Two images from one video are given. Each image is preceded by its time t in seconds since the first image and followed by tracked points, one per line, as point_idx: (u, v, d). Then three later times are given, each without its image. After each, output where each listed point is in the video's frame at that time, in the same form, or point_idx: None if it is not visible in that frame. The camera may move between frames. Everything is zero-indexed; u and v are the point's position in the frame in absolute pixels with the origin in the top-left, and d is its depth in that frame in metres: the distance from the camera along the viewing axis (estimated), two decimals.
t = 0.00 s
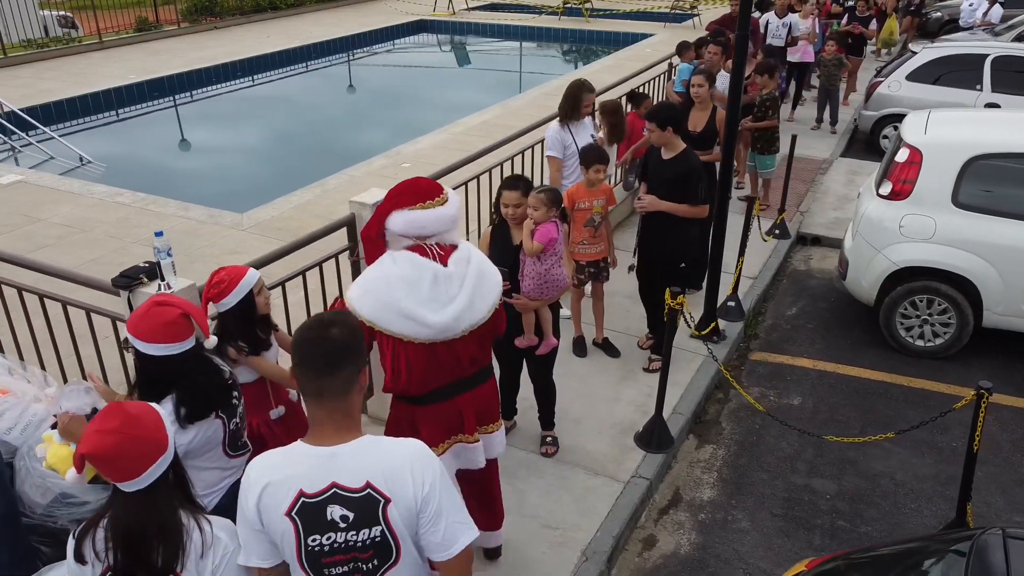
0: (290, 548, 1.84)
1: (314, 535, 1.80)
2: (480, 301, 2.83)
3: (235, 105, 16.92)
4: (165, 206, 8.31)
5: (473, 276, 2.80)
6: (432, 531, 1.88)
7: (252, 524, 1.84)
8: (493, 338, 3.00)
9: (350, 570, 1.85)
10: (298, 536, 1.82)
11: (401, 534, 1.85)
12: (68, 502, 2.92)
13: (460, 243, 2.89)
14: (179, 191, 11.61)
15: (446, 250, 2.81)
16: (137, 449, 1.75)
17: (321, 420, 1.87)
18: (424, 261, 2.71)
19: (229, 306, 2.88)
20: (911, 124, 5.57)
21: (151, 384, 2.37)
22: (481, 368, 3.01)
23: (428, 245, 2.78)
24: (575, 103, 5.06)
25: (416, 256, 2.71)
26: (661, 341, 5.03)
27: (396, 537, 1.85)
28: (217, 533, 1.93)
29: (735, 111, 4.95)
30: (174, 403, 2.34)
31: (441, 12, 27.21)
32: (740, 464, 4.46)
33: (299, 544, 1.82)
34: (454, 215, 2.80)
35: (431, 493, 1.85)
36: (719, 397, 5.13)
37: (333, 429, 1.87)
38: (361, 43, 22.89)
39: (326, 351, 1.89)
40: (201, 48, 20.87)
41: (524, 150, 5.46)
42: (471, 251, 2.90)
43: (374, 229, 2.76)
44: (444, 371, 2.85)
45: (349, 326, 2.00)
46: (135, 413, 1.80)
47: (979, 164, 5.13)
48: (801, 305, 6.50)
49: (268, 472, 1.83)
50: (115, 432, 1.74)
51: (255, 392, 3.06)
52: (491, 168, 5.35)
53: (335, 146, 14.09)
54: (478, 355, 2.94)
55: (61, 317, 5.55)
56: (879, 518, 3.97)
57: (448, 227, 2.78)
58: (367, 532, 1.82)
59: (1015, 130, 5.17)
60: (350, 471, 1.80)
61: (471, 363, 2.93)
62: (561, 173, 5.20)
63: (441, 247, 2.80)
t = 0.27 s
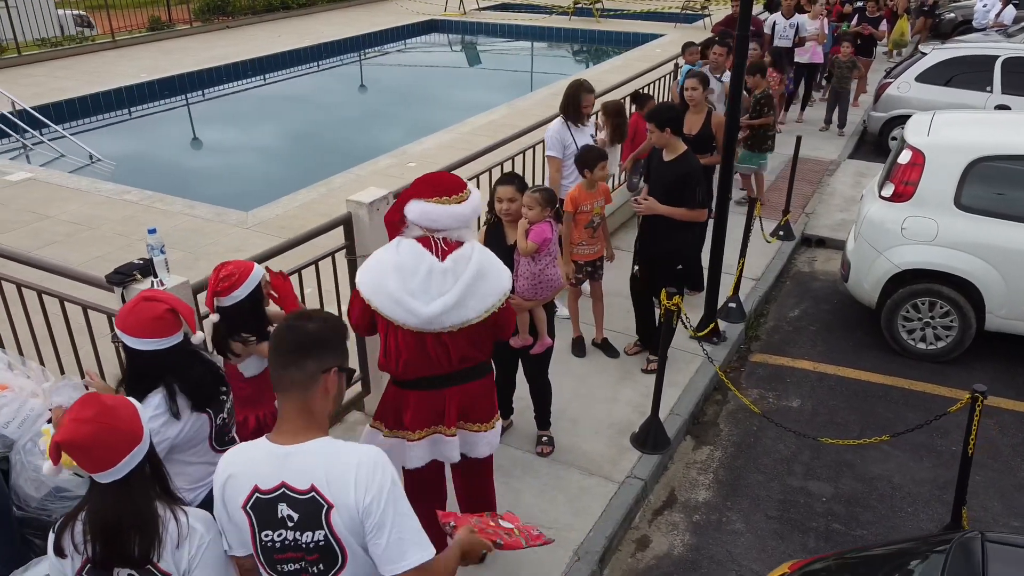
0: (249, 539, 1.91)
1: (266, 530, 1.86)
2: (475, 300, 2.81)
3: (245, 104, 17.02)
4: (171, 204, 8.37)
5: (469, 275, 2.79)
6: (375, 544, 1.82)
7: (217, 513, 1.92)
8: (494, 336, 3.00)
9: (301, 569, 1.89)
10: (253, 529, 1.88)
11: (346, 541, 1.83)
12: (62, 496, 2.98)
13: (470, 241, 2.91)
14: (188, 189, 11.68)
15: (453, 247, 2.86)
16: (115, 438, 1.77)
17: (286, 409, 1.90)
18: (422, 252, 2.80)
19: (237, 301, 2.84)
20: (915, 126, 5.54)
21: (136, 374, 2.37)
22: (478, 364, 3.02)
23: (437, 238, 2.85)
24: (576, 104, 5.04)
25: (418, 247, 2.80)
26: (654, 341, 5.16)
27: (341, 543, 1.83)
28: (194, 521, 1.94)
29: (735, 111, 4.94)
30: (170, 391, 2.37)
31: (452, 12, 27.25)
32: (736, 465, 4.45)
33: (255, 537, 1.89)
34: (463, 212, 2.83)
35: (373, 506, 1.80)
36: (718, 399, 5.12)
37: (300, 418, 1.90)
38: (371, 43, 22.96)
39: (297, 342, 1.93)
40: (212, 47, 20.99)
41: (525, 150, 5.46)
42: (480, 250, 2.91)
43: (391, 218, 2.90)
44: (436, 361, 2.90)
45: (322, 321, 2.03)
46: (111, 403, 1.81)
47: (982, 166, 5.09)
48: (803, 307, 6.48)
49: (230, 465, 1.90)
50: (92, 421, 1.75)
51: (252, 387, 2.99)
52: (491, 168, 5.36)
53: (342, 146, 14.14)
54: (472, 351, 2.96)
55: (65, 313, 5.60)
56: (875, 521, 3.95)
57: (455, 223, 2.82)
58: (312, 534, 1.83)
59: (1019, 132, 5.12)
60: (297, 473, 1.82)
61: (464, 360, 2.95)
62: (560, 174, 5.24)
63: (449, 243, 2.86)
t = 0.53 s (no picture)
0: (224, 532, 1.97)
1: (237, 522, 1.92)
2: (472, 291, 2.83)
3: (258, 102, 17.13)
4: (181, 202, 8.45)
5: (466, 266, 2.81)
6: (335, 543, 1.83)
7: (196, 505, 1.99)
8: (494, 327, 3.01)
9: (270, 564, 1.94)
10: (227, 522, 1.94)
11: (308, 537, 1.87)
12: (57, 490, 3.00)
13: (477, 233, 2.93)
14: (199, 187, 11.77)
15: (457, 238, 2.89)
16: (88, 427, 1.81)
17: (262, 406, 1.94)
18: (425, 240, 2.86)
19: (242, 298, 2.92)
20: (922, 128, 5.49)
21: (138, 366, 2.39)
22: (478, 356, 3.03)
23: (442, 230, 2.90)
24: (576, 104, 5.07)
25: (423, 237, 2.87)
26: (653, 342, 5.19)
27: (304, 539, 1.87)
28: (175, 505, 1.97)
29: (738, 113, 4.93)
30: (166, 381, 2.40)
31: (466, 12, 27.27)
32: (735, 468, 4.43)
33: (228, 529, 1.95)
34: (468, 205, 2.85)
35: (331, 504, 1.82)
36: (719, 401, 5.11)
37: (280, 413, 1.94)
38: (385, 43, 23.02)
39: (270, 340, 1.97)
40: (227, 46, 21.14)
41: (528, 150, 5.46)
42: (486, 242, 2.91)
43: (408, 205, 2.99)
44: (434, 352, 2.94)
45: (296, 318, 2.05)
46: (81, 396, 1.85)
47: (989, 168, 5.03)
48: (809, 309, 6.44)
49: (209, 460, 1.97)
50: (63, 412, 1.79)
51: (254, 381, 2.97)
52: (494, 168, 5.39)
53: (353, 145, 14.19)
54: (471, 342, 2.97)
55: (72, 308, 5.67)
56: (873, 526, 3.92)
57: (459, 216, 2.84)
58: (277, 530, 1.87)
59: None
60: (264, 468, 1.87)
61: (459, 351, 2.96)
62: (562, 173, 5.27)
63: (453, 234, 2.89)
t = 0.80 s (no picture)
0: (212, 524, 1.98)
1: (224, 513, 1.93)
2: (444, 281, 2.87)
3: (271, 101, 17.23)
4: (191, 199, 8.52)
5: (439, 256, 2.85)
6: (319, 529, 1.82)
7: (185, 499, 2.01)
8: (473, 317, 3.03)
9: (257, 555, 1.94)
10: (214, 514, 1.96)
11: (292, 525, 1.87)
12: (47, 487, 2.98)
13: (459, 225, 2.95)
14: (211, 185, 11.86)
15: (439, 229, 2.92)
16: (73, 421, 1.83)
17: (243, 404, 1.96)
18: (409, 228, 2.94)
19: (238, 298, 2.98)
20: (929, 130, 5.44)
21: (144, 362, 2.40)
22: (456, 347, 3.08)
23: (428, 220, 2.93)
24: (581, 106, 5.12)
25: (406, 226, 2.94)
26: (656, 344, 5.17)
27: (289, 527, 1.87)
28: (158, 496, 1.98)
29: (742, 113, 4.91)
30: (181, 364, 2.47)
31: (480, 11, 27.31)
32: (733, 470, 4.42)
33: (216, 521, 1.96)
34: (448, 197, 2.87)
35: (314, 490, 1.82)
36: (720, 403, 5.09)
37: (256, 408, 1.96)
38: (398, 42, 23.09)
39: (241, 336, 1.99)
40: (242, 44, 21.29)
41: (531, 150, 5.46)
42: (465, 234, 2.93)
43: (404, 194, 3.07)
44: (408, 337, 3.03)
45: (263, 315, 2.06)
46: (64, 391, 1.86)
47: (996, 171, 4.98)
48: (814, 312, 6.40)
49: (197, 454, 1.99)
50: (50, 405, 1.81)
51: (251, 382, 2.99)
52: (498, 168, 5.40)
53: (365, 144, 14.25)
54: (446, 332, 3.02)
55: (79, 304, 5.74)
56: (871, 531, 3.90)
57: (439, 208, 2.88)
58: (263, 518, 1.88)
59: None
60: (249, 457, 1.88)
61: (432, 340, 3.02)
62: (564, 173, 5.34)
63: (435, 225, 2.92)
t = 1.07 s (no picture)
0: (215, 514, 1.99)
1: (227, 503, 1.93)
2: (404, 268, 3.09)
3: (284, 99, 17.32)
4: (201, 197, 8.59)
5: (401, 242, 3.07)
6: (326, 512, 1.84)
7: (189, 490, 2.02)
8: (440, 310, 3.25)
9: (262, 542, 1.95)
10: (217, 504, 1.96)
11: (298, 509, 1.88)
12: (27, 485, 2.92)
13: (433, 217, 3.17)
14: (222, 184, 11.95)
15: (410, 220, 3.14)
16: (61, 418, 1.85)
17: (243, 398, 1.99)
18: (385, 218, 3.19)
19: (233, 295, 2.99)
20: (936, 132, 5.40)
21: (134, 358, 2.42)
22: (426, 340, 3.31)
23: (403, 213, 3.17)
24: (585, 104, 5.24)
25: (384, 215, 3.20)
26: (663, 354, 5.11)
27: (294, 512, 1.88)
28: (143, 490, 2.00)
29: (745, 114, 4.89)
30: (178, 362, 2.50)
31: (494, 11, 27.32)
32: (732, 473, 4.40)
33: (219, 510, 1.96)
34: (421, 189, 3.11)
35: (319, 474, 1.83)
36: (721, 405, 5.07)
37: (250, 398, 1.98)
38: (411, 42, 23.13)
39: (232, 335, 2.02)
40: (256, 43, 21.41)
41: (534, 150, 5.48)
42: (435, 225, 3.11)
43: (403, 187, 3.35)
44: (376, 322, 3.30)
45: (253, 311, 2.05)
46: (54, 386, 1.89)
47: (1003, 173, 4.92)
48: (819, 314, 6.36)
49: (197, 446, 1.99)
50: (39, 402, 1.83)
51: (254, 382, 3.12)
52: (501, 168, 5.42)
53: (376, 144, 14.28)
54: (413, 324, 3.25)
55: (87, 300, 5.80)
56: (869, 535, 3.87)
57: (412, 198, 3.11)
58: (267, 505, 1.88)
59: None
60: (251, 446, 1.89)
61: (398, 330, 3.27)
62: (566, 173, 5.44)
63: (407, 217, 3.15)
